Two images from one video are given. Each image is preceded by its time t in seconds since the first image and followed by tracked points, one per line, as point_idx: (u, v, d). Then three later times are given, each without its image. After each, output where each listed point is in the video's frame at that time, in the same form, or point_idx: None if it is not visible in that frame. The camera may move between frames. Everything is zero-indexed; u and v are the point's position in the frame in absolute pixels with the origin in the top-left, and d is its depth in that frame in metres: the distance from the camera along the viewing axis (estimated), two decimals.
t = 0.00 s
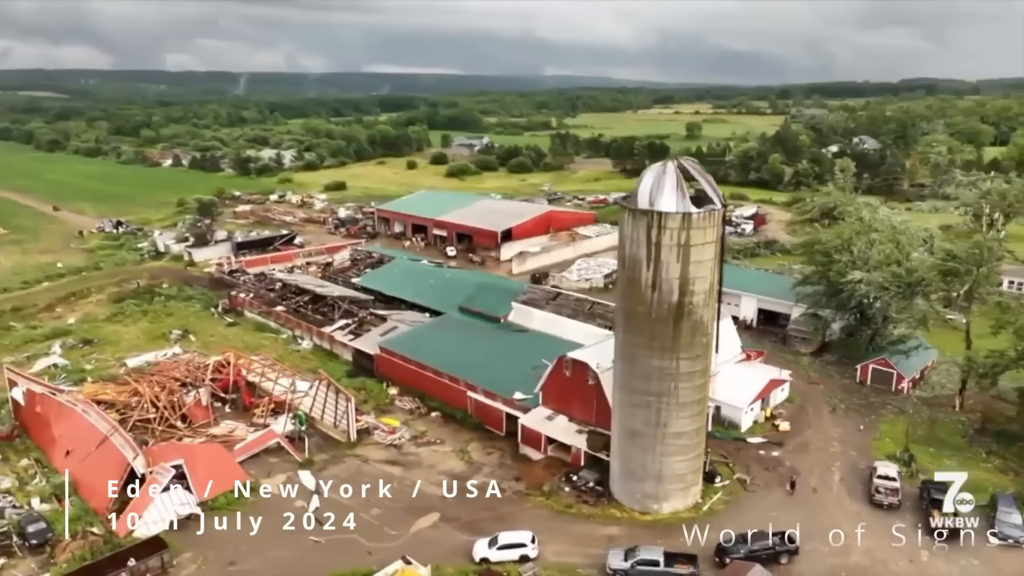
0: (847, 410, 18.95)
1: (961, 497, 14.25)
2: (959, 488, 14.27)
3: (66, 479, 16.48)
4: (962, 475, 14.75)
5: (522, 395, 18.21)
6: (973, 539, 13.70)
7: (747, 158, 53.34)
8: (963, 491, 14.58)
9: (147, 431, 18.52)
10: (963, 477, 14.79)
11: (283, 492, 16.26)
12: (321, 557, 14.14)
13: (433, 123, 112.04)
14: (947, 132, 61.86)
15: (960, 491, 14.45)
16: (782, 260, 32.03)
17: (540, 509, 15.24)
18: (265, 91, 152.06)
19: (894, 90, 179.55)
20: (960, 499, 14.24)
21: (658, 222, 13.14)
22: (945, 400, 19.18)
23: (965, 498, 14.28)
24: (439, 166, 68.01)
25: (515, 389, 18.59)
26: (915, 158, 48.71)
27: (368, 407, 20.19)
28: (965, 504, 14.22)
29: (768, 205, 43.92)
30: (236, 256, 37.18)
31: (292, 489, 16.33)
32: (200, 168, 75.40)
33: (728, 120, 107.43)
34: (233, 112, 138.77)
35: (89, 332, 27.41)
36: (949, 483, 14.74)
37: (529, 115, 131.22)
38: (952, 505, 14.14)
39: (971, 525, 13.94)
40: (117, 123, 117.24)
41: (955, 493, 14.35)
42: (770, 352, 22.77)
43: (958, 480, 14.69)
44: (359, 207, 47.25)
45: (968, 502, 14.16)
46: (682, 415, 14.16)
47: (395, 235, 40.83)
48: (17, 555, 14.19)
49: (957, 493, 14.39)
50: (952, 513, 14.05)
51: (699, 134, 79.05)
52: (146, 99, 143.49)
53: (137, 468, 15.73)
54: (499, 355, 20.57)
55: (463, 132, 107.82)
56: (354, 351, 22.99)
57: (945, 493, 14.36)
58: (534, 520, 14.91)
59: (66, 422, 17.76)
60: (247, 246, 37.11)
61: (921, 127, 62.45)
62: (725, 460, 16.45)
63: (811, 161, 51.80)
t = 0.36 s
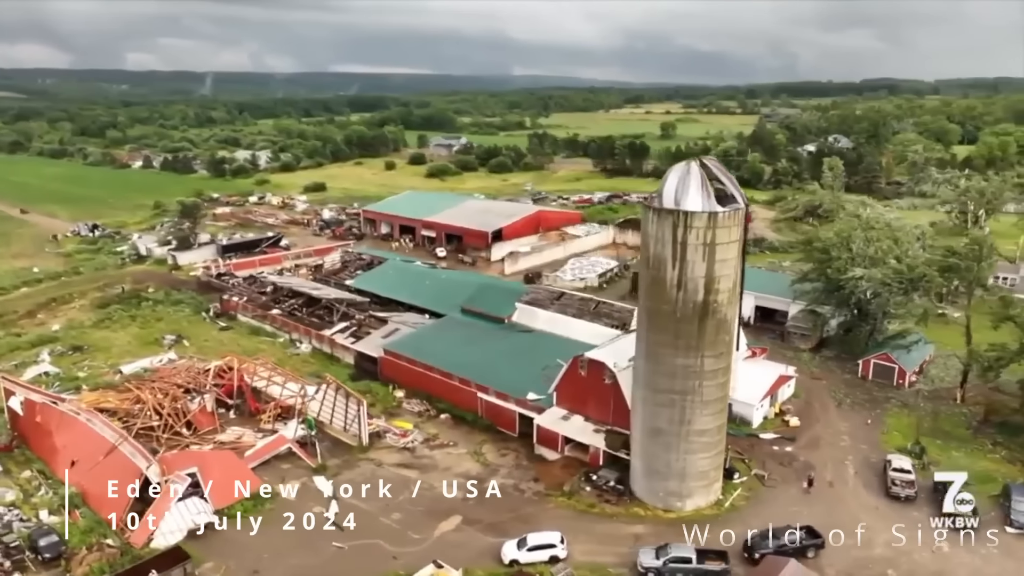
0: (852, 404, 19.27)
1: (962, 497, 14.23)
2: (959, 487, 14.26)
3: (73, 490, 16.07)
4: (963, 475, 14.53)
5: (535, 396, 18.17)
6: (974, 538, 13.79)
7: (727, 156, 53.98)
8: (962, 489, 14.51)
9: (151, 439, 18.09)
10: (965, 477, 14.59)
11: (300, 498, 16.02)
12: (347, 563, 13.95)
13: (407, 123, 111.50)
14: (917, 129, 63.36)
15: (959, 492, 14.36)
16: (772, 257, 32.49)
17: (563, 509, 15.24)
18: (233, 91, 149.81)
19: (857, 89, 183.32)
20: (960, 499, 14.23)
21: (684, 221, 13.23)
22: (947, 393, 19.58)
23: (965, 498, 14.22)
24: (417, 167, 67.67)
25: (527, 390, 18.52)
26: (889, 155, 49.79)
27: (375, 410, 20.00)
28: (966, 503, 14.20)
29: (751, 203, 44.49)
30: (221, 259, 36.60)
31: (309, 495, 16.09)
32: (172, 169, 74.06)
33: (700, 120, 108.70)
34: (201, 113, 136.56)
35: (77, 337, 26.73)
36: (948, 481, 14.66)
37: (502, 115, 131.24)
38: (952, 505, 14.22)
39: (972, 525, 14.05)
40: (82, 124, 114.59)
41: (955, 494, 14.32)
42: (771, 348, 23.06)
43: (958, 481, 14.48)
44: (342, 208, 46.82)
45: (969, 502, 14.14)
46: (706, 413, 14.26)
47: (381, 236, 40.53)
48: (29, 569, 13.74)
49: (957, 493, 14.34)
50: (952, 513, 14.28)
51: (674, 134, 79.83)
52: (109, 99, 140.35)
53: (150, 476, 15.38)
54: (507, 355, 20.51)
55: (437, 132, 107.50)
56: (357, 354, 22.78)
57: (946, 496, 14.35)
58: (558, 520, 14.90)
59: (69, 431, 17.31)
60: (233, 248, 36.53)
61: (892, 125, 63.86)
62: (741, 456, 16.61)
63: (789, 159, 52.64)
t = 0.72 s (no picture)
0: (872, 401, 19.47)
1: (962, 497, 14.77)
2: (958, 488, 14.82)
3: (100, 495, 15.83)
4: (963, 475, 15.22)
5: (561, 396, 18.18)
6: (974, 538, 13.84)
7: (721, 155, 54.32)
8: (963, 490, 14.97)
9: (174, 444, 17.86)
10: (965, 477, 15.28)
11: (331, 502, 15.90)
12: (386, 566, 13.87)
13: (394, 123, 111.08)
14: (905, 128, 64.19)
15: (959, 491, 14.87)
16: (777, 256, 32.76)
17: (598, 509, 15.26)
18: (215, 90, 148.44)
19: (839, 89, 185.30)
20: (960, 499, 14.75)
21: (724, 221, 13.27)
22: (964, 388, 19.83)
23: (965, 498, 14.76)
24: (410, 167, 67.47)
25: (553, 391, 18.50)
26: (881, 153, 50.39)
27: (397, 412, 19.90)
28: (965, 504, 14.65)
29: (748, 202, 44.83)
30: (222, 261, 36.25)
31: (340, 499, 15.98)
32: (160, 170, 73.17)
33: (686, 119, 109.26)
34: (183, 113, 135.07)
35: (83, 341, 26.34)
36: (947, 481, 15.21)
37: (489, 114, 131.18)
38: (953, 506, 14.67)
39: (972, 525, 14.15)
40: (62, 124, 112.85)
41: (955, 494, 14.86)
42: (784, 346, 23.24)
43: (958, 481, 15.08)
44: (340, 209, 46.54)
45: (969, 502, 14.63)
46: (743, 411, 14.35)
47: (382, 237, 40.36)
48: None
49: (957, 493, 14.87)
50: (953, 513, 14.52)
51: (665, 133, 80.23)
52: (87, 99, 138.23)
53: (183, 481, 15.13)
54: (529, 356, 20.48)
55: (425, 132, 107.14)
56: (374, 356, 22.65)
57: (945, 497, 14.93)
58: (595, 520, 14.92)
59: (92, 437, 17.04)
60: (233, 250, 36.19)
61: (880, 123, 64.63)
62: (770, 455, 16.69)
63: (783, 158, 53.09)
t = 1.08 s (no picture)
0: (894, 396, 19.68)
1: (962, 497, 14.86)
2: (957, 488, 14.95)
3: (131, 500, 15.65)
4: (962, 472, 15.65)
5: (590, 395, 18.20)
6: (974, 537, 13.84)
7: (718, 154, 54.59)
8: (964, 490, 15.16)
9: (200, 447, 17.68)
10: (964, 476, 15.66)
11: (366, 504, 15.81)
12: (429, 567, 13.81)
13: (384, 122, 110.61)
14: (896, 126, 64.86)
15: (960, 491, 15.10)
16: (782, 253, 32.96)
17: (635, 508, 15.30)
18: (200, 90, 147.10)
19: (823, 88, 187.24)
20: (960, 500, 14.80)
21: (766, 219, 13.33)
22: (983, 384, 20.07)
23: (965, 498, 14.87)
24: (404, 166, 67.21)
25: (580, 390, 18.51)
26: (875, 151, 50.87)
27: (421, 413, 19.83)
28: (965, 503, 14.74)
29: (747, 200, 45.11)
30: (225, 262, 35.96)
31: (375, 500, 15.89)
32: (150, 171, 72.38)
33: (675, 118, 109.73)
34: (168, 113, 133.65)
35: (92, 344, 26.01)
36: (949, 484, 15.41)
37: (477, 114, 130.99)
38: (952, 505, 14.73)
39: (972, 525, 14.15)
40: (45, 124, 111.24)
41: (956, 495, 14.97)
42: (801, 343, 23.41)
43: (958, 480, 15.48)
44: (339, 209, 46.32)
45: (968, 502, 14.72)
46: (781, 409, 14.43)
47: (385, 237, 40.19)
48: None
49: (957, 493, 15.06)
50: (953, 513, 14.54)
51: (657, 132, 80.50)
52: (70, 98, 136.33)
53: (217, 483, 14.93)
54: (552, 355, 20.47)
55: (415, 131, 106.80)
56: (393, 356, 22.57)
57: (946, 497, 15.09)
58: (633, 519, 14.95)
59: (119, 440, 16.85)
60: (237, 251, 35.89)
61: (871, 121, 65.27)
62: (800, 451, 16.79)
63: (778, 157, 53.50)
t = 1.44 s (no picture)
0: (911, 392, 19.88)
1: (962, 497, 14.96)
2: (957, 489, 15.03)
3: (158, 504, 15.47)
4: (961, 474, 15.85)
5: (614, 394, 18.22)
6: (974, 537, 13.84)
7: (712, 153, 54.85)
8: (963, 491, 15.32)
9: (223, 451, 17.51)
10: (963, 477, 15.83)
11: (397, 506, 15.74)
12: (467, 568, 13.76)
13: (371, 121, 110.10)
14: (884, 125, 65.58)
15: (960, 492, 15.20)
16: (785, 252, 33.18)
17: (667, 507, 15.34)
18: (183, 90, 145.65)
19: (806, 87, 188.87)
20: (960, 500, 14.90)
21: (801, 218, 13.42)
22: (998, 379, 20.31)
23: (965, 498, 14.98)
24: (397, 166, 66.90)
25: (603, 389, 18.54)
26: (868, 150, 51.36)
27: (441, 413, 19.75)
28: (964, 503, 14.83)
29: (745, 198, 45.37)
30: (226, 263, 35.63)
31: (405, 502, 15.83)
32: (138, 171, 71.56)
33: (662, 117, 110.25)
34: (151, 113, 132.16)
35: (98, 347, 25.67)
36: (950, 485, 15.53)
37: (464, 114, 130.83)
38: (953, 506, 14.77)
39: (972, 525, 14.16)
40: (26, 124, 109.54)
41: (955, 495, 15.08)
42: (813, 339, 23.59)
43: (957, 480, 15.65)
44: (336, 210, 46.05)
45: (968, 502, 14.82)
46: (813, 405, 14.54)
47: (385, 237, 40.03)
48: None
49: (957, 494, 15.15)
50: (954, 514, 14.56)
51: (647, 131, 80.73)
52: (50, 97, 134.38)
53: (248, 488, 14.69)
54: (571, 354, 20.48)
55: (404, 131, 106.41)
56: (408, 357, 22.49)
57: (947, 496, 15.17)
58: (666, 518, 15.00)
59: (142, 445, 16.66)
60: (237, 251, 35.59)
61: (860, 120, 65.94)
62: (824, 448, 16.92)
63: (771, 156, 53.91)
